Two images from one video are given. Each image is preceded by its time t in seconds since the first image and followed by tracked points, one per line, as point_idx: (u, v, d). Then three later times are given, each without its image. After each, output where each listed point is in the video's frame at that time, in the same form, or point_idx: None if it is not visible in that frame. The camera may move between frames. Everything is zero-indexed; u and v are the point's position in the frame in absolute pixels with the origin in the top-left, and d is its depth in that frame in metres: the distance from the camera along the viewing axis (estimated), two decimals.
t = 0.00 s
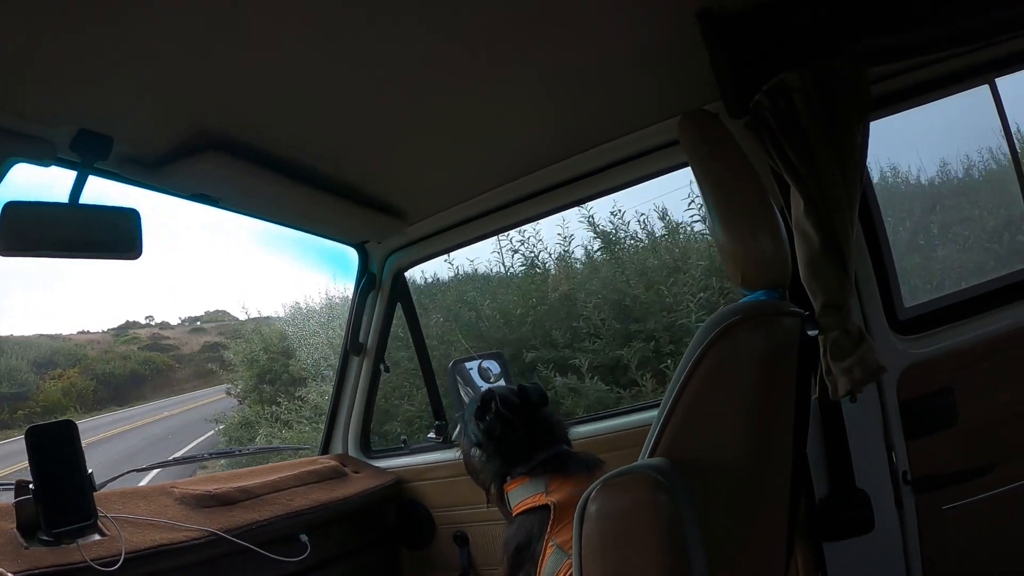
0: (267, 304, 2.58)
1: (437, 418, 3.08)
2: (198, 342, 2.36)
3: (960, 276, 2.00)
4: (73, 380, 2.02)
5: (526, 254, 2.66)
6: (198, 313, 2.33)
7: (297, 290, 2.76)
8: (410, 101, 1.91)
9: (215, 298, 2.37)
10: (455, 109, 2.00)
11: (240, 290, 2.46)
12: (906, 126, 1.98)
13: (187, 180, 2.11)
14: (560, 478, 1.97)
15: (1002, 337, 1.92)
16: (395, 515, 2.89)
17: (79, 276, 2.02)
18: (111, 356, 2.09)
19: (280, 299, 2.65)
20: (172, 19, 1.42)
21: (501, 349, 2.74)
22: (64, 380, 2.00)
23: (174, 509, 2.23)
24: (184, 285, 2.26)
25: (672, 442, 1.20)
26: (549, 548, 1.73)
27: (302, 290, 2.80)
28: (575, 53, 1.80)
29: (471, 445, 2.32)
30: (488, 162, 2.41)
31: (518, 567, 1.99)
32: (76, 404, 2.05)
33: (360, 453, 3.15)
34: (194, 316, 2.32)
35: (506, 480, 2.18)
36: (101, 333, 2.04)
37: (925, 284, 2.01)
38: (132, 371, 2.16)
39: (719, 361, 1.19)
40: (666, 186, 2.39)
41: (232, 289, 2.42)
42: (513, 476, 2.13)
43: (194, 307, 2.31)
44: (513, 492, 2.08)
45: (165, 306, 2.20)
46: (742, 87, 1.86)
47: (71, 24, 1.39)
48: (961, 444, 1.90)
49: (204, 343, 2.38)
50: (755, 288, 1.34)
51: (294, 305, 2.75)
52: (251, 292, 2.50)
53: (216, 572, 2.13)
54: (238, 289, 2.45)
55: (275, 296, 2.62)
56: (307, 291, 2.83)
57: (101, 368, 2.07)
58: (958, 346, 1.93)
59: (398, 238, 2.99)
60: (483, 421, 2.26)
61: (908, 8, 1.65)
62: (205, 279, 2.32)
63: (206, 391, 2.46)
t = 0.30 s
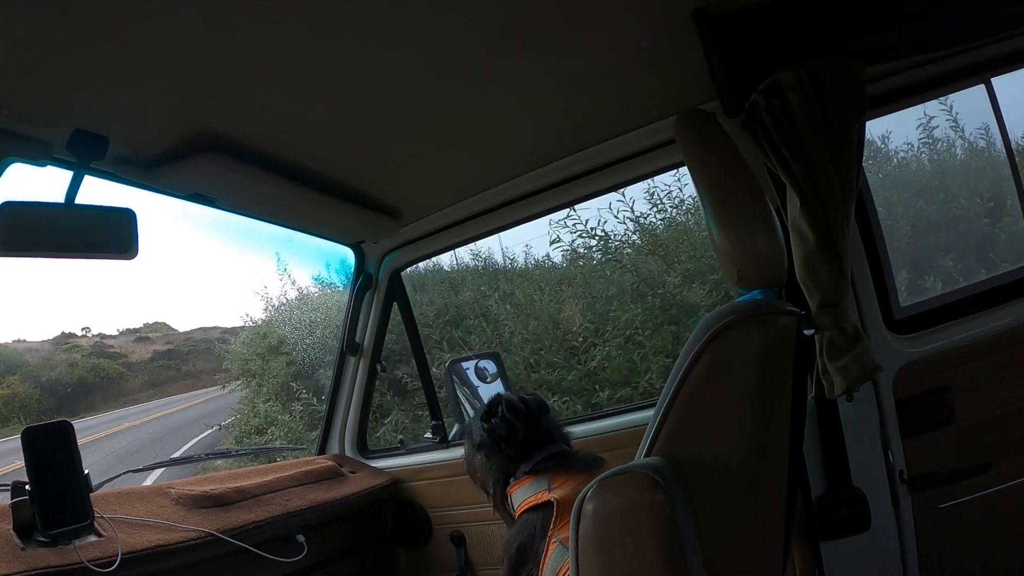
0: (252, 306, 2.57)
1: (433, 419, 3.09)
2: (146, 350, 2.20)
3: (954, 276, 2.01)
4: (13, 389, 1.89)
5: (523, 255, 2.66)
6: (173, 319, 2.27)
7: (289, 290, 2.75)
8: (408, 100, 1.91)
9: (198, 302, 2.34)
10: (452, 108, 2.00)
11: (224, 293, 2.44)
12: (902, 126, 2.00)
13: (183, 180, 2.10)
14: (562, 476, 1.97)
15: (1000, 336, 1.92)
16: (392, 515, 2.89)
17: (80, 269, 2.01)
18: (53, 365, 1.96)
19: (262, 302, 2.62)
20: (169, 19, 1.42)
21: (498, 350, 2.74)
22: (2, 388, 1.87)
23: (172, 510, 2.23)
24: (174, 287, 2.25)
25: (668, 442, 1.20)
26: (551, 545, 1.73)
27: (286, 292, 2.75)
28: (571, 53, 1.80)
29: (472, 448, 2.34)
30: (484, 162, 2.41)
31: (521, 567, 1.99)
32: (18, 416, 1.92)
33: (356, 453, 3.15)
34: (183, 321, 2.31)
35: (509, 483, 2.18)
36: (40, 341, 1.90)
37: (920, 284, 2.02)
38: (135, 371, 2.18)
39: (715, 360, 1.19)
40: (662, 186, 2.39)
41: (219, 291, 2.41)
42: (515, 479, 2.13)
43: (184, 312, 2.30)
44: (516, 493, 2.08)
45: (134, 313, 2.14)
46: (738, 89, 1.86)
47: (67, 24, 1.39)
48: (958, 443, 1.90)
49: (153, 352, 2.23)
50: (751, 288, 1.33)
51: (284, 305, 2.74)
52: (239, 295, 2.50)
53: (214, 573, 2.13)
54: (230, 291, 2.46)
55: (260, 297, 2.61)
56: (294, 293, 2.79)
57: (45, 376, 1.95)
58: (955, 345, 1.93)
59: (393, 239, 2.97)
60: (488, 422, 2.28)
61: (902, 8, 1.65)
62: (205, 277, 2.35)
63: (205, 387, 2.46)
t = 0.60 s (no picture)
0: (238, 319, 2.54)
1: (426, 416, 3.07)
2: (90, 365, 2.08)
3: (949, 277, 2.01)
4: None
5: (517, 252, 2.66)
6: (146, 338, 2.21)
7: (281, 297, 2.73)
8: (405, 98, 1.91)
9: (176, 315, 2.30)
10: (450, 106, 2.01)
11: (206, 304, 2.40)
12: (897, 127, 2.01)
13: (179, 177, 2.09)
14: (557, 471, 1.97)
15: (996, 336, 1.92)
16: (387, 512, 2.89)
17: (66, 270, 1.99)
18: None
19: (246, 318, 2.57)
20: (167, 16, 1.42)
21: (493, 345, 2.76)
22: None
23: (165, 506, 2.22)
24: (155, 295, 2.22)
25: (660, 440, 1.21)
26: (543, 541, 1.75)
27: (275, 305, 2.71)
28: (569, 51, 1.81)
29: (468, 442, 2.33)
30: (481, 160, 2.41)
31: (514, 560, 1.99)
32: None
33: (350, 450, 3.16)
34: (157, 336, 2.26)
35: (505, 477, 2.18)
36: None
37: (916, 284, 2.03)
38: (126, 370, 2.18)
39: (708, 358, 1.20)
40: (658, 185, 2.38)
41: (203, 300, 2.38)
42: (511, 473, 2.11)
43: (164, 324, 2.27)
44: (511, 488, 2.08)
45: (99, 330, 2.06)
46: (735, 89, 1.88)
47: (65, 19, 1.39)
48: (952, 443, 1.91)
49: (97, 367, 2.10)
50: (744, 287, 1.34)
51: (275, 311, 2.72)
52: (223, 308, 2.47)
53: (206, 569, 2.13)
54: (211, 303, 2.42)
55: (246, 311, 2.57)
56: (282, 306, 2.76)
57: None
58: (948, 345, 1.94)
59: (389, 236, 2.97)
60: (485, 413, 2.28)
61: (899, 9, 1.66)
62: (194, 280, 2.34)
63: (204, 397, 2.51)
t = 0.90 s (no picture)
0: (232, 323, 2.48)
1: (434, 410, 3.06)
2: (40, 378, 1.99)
3: (956, 273, 2.00)
4: None
5: (524, 245, 2.67)
6: (130, 345, 2.15)
7: (279, 298, 2.68)
8: (411, 92, 1.91)
9: (173, 317, 2.26)
10: (455, 100, 2.01)
11: (207, 304, 2.37)
12: (906, 121, 1.99)
13: (187, 171, 2.10)
14: (564, 468, 1.97)
15: (1005, 332, 1.92)
16: (394, 507, 2.90)
17: (75, 262, 1.99)
18: None
19: (241, 323, 2.52)
20: (179, 12, 1.43)
21: (499, 339, 2.72)
22: None
23: (172, 499, 2.23)
24: (157, 293, 2.20)
25: (667, 435, 1.21)
26: (549, 539, 1.76)
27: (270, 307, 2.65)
28: (577, 46, 1.81)
29: (478, 436, 2.33)
30: (488, 154, 2.41)
31: (521, 556, 1.98)
32: None
33: (358, 443, 3.17)
34: (156, 337, 2.22)
35: (510, 470, 2.18)
36: None
37: (923, 279, 2.01)
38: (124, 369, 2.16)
39: (715, 352, 1.20)
40: (664, 179, 2.38)
41: (207, 298, 2.36)
42: (516, 467, 2.12)
43: (165, 323, 2.24)
44: (516, 482, 2.08)
45: (66, 345, 1.97)
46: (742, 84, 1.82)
47: (74, 15, 1.39)
48: (959, 438, 1.92)
49: (47, 380, 2.01)
50: (751, 281, 1.32)
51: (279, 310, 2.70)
52: (221, 310, 2.43)
53: (215, 562, 2.14)
54: (208, 305, 2.37)
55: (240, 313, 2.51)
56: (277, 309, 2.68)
57: None
58: (955, 340, 1.93)
59: (396, 229, 2.99)
60: (489, 406, 2.30)
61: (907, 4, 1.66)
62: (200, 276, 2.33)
63: (189, 403, 2.43)
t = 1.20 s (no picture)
0: (231, 323, 2.48)
1: (447, 402, 3.08)
2: None
3: (970, 266, 1.98)
4: None
5: (536, 239, 2.69)
6: (129, 345, 2.16)
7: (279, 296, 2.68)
8: (418, 86, 1.92)
9: (172, 316, 2.27)
10: (463, 94, 2.01)
11: (207, 303, 2.37)
12: (918, 113, 1.98)
13: (199, 167, 2.12)
14: (575, 463, 1.97)
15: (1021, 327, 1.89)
16: (406, 500, 2.91)
17: (75, 262, 2.00)
18: None
19: (243, 320, 2.53)
20: (190, 9, 1.44)
21: (512, 331, 2.80)
22: None
23: (185, 492, 2.25)
24: (156, 292, 2.21)
25: (679, 429, 1.20)
26: (560, 533, 1.77)
27: (269, 305, 2.65)
28: (586, 40, 1.81)
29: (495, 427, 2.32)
30: (497, 148, 2.41)
31: (531, 547, 2.00)
32: None
33: (370, 436, 3.17)
34: (155, 337, 2.23)
35: (521, 461, 2.19)
36: None
37: (935, 273, 2.00)
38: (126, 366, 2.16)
39: (725, 348, 1.19)
40: (674, 173, 2.34)
41: (212, 296, 2.38)
42: (528, 457, 2.13)
43: (164, 323, 2.25)
44: (526, 474, 2.09)
45: (67, 344, 1.99)
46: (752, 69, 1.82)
47: (86, 13, 1.40)
48: (972, 432, 1.90)
49: None
50: (764, 275, 1.30)
51: (286, 306, 2.73)
52: (221, 310, 2.43)
53: (229, 554, 2.16)
54: (207, 305, 2.38)
55: (241, 313, 2.51)
56: (276, 307, 2.68)
57: None
58: (969, 334, 1.91)
59: (408, 224, 2.99)
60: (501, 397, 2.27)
61: None
62: (202, 275, 2.34)
63: (193, 404, 2.45)
